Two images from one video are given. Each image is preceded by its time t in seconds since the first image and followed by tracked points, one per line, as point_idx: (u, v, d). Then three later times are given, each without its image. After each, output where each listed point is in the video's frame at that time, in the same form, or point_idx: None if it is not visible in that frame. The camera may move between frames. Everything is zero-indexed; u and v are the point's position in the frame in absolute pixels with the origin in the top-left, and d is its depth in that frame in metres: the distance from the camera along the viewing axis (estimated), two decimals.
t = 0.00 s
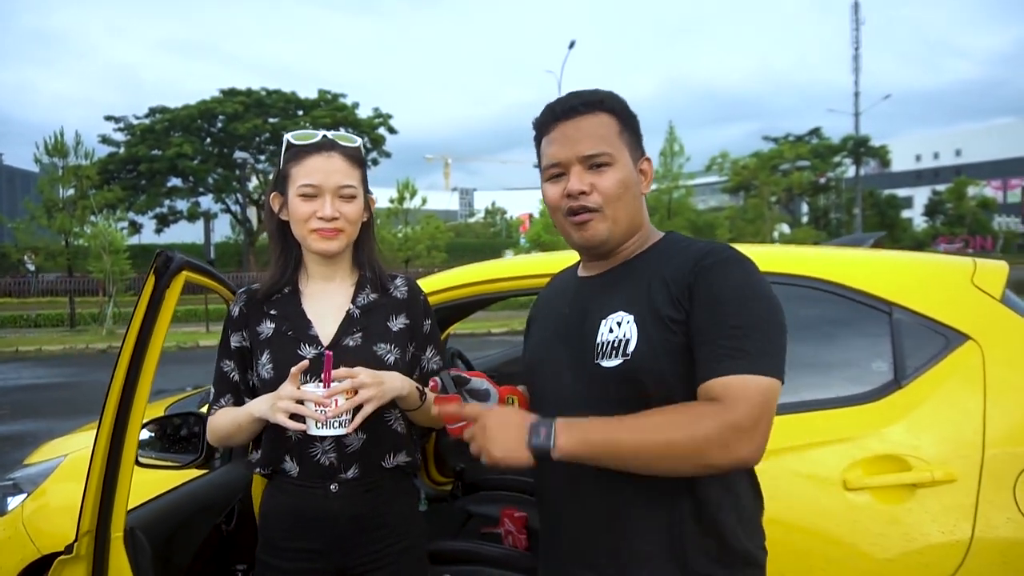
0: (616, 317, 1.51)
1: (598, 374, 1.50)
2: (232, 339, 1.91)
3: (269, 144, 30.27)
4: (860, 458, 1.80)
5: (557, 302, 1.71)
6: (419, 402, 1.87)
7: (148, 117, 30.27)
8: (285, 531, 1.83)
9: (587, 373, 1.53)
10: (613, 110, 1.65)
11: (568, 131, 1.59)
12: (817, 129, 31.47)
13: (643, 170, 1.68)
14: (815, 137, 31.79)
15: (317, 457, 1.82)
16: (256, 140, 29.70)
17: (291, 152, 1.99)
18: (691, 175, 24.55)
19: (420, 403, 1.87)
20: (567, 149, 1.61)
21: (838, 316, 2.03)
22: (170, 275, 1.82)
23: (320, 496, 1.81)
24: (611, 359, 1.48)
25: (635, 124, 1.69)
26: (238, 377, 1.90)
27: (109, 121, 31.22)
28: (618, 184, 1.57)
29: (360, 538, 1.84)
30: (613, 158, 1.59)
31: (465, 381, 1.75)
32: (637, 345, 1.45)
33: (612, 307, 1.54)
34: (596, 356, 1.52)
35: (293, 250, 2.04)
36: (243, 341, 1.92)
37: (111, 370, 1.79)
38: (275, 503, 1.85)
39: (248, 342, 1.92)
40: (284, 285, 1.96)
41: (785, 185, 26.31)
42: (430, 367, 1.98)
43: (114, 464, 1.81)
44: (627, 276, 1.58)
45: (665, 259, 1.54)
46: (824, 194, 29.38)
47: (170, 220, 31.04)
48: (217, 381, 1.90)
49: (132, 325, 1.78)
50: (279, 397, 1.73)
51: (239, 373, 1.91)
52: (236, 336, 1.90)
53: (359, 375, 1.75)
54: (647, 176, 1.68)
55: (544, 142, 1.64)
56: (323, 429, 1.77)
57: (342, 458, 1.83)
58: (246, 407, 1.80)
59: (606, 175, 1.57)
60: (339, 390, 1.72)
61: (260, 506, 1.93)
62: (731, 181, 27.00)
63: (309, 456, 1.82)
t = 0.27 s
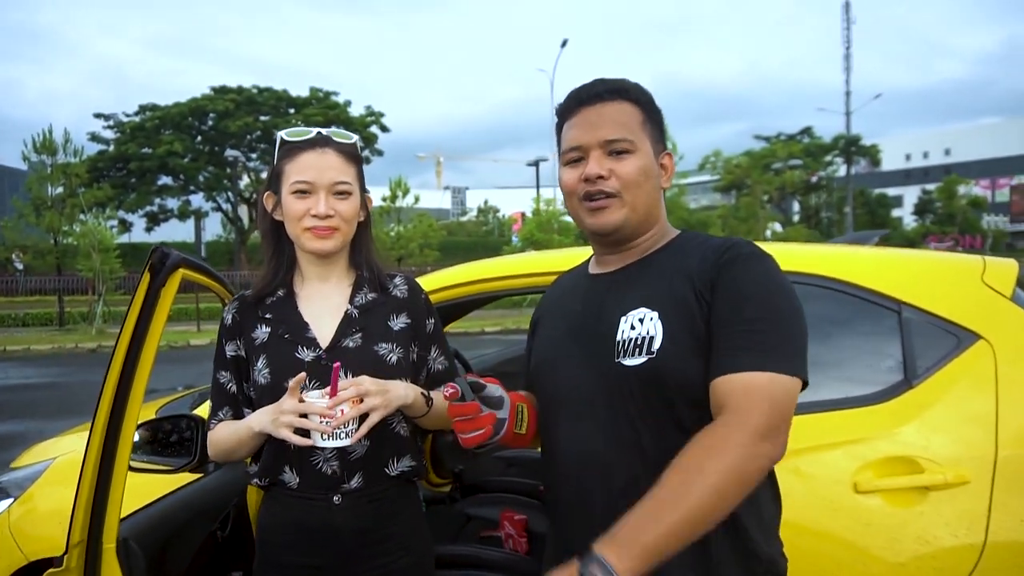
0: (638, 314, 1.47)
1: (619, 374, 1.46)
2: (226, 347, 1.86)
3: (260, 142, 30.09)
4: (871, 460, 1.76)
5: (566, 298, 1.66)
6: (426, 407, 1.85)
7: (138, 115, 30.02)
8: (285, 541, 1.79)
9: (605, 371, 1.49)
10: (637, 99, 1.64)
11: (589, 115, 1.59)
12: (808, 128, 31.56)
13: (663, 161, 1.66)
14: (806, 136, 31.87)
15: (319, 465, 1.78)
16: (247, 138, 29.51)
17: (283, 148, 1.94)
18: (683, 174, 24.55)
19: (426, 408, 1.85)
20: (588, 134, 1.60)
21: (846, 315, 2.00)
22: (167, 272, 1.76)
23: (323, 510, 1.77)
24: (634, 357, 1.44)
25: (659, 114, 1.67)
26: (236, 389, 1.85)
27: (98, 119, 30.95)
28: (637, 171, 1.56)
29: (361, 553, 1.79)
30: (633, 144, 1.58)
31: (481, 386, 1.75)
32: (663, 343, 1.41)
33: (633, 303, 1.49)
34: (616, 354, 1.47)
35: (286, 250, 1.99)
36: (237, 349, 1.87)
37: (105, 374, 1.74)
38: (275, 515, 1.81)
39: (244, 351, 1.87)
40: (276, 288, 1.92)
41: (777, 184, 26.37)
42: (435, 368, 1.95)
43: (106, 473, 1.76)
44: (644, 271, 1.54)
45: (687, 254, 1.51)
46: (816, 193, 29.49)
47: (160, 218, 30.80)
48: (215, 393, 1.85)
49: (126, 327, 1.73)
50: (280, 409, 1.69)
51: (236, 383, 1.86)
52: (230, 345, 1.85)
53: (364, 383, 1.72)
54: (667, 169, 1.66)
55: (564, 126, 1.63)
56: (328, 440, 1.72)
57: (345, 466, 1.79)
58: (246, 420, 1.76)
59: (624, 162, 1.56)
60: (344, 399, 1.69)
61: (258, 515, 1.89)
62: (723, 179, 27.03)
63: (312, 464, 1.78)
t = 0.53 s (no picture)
0: (648, 312, 1.41)
1: (629, 374, 1.41)
2: (220, 347, 1.80)
3: (254, 139, 29.92)
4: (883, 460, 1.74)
5: (571, 296, 1.60)
6: (430, 411, 1.80)
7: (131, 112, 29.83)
8: (280, 549, 1.73)
9: (612, 370, 1.44)
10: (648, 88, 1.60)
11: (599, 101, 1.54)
12: (803, 126, 31.59)
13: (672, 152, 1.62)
14: (801, 135, 31.90)
15: (318, 470, 1.73)
16: (241, 135, 29.34)
17: (279, 145, 1.87)
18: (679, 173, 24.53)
19: (430, 411, 1.80)
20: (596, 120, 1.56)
21: (858, 312, 1.96)
22: (156, 266, 1.69)
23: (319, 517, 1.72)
24: (643, 355, 1.39)
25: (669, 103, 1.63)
26: (231, 390, 1.80)
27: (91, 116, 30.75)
28: (647, 159, 1.51)
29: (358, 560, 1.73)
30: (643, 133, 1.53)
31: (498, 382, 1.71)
32: (675, 341, 1.36)
33: (641, 300, 1.44)
34: (623, 353, 1.42)
35: (286, 251, 1.94)
36: (231, 349, 1.81)
37: (90, 373, 1.68)
38: (270, 521, 1.76)
39: (239, 351, 1.81)
40: (275, 286, 1.86)
41: (772, 183, 26.39)
42: (434, 371, 1.90)
43: (91, 477, 1.70)
44: (650, 269, 1.48)
45: (687, 250, 1.47)
46: (810, 192, 29.53)
47: (153, 216, 30.63)
48: (209, 395, 1.80)
49: (113, 324, 1.67)
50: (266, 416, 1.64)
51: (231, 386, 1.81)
52: (224, 344, 1.79)
53: (381, 379, 1.67)
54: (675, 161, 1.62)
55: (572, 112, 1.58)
56: (348, 439, 1.62)
57: (345, 471, 1.73)
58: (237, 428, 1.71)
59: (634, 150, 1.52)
60: (368, 394, 1.62)
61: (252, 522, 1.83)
62: (719, 178, 27.03)
63: (310, 468, 1.74)
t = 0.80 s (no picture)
0: (673, 307, 1.38)
1: (654, 372, 1.37)
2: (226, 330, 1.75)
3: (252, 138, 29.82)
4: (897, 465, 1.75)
5: (584, 292, 1.56)
6: (446, 410, 1.78)
7: (129, 111, 29.72)
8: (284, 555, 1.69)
9: (635, 368, 1.40)
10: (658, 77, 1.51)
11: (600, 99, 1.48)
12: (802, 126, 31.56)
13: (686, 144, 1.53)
14: (800, 135, 31.85)
15: (319, 472, 1.68)
16: (239, 134, 29.23)
17: (281, 133, 1.82)
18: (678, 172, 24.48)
19: (446, 410, 1.78)
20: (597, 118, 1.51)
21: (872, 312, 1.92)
22: (152, 265, 1.64)
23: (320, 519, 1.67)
24: (669, 353, 1.35)
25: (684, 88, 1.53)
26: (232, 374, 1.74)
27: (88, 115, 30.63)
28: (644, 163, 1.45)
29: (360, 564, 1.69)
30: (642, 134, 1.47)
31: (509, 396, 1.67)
32: (704, 337, 1.33)
33: (664, 296, 1.40)
34: (648, 351, 1.38)
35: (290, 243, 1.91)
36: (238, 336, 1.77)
37: (83, 375, 1.63)
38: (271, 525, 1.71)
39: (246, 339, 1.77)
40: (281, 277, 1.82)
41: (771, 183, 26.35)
42: (447, 363, 1.88)
43: (85, 482, 1.65)
44: (674, 261, 1.44)
45: (715, 239, 1.44)
46: (809, 191, 29.50)
47: (151, 215, 30.53)
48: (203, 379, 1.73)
49: (107, 324, 1.62)
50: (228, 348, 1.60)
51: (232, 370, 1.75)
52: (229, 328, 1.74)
53: (398, 387, 1.62)
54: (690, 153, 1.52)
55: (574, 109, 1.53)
56: (368, 452, 1.61)
57: (347, 473, 1.69)
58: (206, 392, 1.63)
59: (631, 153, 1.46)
60: (385, 406, 1.59)
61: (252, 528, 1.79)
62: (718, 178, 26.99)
63: (311, 469, 1.69)
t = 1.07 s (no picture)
0: (697, 316, 1.37)
1: (679, 382, 1.36)
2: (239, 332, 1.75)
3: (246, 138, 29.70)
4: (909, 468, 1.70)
5: (603, 296, 1.54)
6: (456, 409, 1.74)
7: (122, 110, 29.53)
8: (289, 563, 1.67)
9: (659, 378, 1.39)
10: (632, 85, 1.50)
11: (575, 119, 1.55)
12: (797, 126, 31.64)
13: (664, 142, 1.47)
14: (795, 134, 31.92)
15: (331, 476, 1.65)
16: (234, 134, 29.11)
17: (291, 138, 1.79)
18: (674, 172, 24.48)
19: (455, 409, 1.74)
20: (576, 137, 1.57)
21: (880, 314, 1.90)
22: (154, 271, 1.61)
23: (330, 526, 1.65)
24: (695, 363, 1.34)
25: (680, 87, 1.47)
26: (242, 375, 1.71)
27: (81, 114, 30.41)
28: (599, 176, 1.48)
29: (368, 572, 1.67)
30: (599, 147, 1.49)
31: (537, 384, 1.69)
32: (729, 347, 1.32)
33: (686, 304, 1.39)
34: (673, 361, 1.37)
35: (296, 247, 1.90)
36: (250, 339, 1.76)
37: (85, 384, 1.61)
38: (279, 531, 1.69)
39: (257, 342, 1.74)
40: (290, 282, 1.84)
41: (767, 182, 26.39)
42: (454, 365, 1.86)
43: (86, 493, 1.63)
44: (696, 268, 1.43)
45: (737, 246, 1.42)
46: (804, 191, 29.57)
47: (144, 215, 30.37)
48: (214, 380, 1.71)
49: (108, 333, 1.59)
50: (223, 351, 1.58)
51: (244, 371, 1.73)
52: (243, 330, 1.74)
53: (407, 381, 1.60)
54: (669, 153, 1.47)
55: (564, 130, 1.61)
56: (382, 445, 1.56)
57: (358, 479, 1.66)
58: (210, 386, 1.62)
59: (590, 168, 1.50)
60: (397, 396, 1.55)
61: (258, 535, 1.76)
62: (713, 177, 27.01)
63: (323, 473, 1.65)
